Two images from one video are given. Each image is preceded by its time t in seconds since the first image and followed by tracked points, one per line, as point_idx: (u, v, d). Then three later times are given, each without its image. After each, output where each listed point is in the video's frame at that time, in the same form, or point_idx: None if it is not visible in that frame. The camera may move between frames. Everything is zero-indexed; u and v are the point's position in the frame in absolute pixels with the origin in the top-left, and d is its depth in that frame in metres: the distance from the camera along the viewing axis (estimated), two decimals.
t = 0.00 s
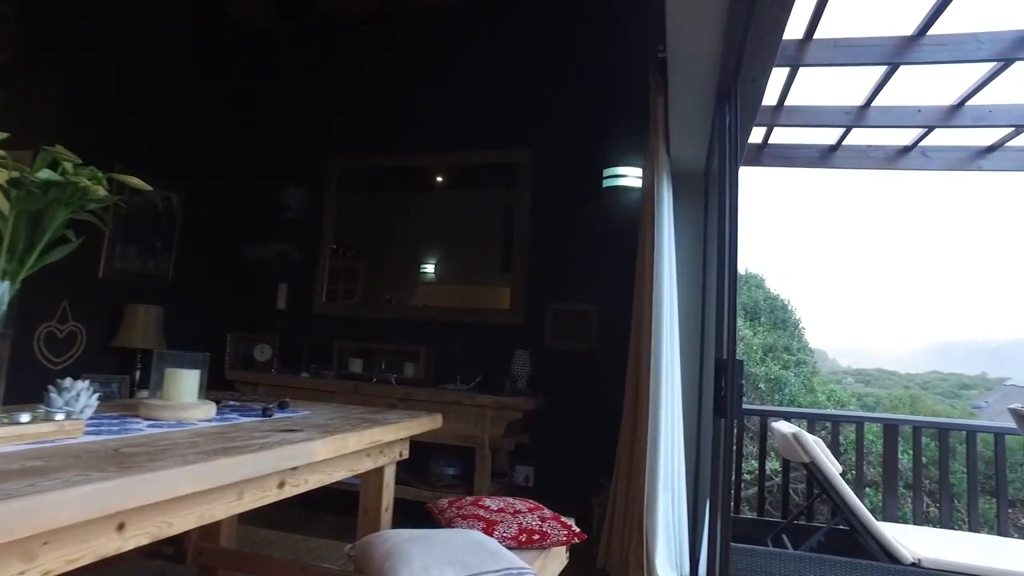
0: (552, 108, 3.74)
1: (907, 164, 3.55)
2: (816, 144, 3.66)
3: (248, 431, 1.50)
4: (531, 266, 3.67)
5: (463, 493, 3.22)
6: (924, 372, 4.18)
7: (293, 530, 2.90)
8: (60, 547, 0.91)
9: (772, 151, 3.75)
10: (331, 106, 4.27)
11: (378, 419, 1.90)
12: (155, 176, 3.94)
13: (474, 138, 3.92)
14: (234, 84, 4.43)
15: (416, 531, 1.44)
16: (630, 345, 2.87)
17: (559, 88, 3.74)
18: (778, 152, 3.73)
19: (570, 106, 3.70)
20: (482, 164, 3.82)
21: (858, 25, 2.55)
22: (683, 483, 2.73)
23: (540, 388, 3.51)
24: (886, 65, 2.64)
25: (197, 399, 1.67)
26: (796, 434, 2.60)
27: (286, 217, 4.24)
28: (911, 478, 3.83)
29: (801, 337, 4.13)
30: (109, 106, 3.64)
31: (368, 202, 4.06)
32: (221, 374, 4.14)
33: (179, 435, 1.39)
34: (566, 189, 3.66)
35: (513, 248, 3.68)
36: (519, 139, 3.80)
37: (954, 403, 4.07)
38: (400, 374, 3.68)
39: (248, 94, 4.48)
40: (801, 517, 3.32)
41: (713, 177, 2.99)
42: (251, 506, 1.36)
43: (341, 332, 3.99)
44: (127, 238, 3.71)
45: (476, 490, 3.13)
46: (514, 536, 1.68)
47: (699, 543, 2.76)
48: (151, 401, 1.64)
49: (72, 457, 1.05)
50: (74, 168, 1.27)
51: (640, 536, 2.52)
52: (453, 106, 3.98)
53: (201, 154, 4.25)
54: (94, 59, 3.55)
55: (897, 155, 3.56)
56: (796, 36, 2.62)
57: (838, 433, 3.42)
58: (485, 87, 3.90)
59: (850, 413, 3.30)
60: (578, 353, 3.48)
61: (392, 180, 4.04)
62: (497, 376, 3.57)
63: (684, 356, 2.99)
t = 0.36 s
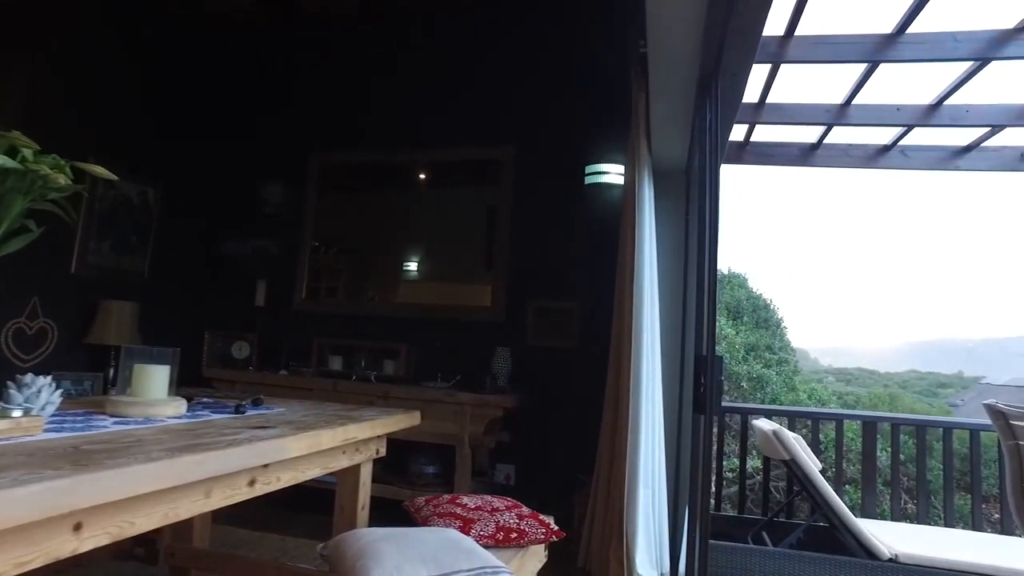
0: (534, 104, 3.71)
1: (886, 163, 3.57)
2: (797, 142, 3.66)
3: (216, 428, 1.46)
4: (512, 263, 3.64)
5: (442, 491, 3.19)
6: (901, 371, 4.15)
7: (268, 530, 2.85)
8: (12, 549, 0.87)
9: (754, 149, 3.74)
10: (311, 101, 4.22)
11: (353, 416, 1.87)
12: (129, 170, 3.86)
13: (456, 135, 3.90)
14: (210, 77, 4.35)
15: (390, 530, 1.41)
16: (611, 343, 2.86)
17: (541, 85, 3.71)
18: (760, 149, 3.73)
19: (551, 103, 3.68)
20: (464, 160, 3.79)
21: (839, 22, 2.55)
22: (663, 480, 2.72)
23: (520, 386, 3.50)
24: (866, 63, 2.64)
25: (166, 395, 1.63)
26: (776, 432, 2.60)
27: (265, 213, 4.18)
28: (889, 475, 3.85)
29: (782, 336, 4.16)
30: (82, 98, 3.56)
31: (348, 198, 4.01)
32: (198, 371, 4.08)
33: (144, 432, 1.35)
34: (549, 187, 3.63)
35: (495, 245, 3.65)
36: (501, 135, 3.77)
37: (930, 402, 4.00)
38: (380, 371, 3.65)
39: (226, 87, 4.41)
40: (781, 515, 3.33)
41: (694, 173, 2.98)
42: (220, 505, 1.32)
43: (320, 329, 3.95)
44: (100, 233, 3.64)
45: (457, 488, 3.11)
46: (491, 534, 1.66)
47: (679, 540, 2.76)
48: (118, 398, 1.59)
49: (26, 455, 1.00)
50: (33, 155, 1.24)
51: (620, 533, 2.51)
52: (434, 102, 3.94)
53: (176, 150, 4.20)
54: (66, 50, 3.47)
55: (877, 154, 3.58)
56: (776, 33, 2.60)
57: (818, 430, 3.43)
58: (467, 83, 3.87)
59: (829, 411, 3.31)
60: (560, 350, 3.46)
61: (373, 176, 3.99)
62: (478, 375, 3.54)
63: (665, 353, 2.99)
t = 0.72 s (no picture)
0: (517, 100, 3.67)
1: (866, 163, 3.58)
2: (779, 141, 3.66)
3: (183, 427, 1.40)
4: (494, 261, 3.61)
5: (421, 492, 3.15)
6: (881, 369, 4.22)
7: (241, 531, 2.79)
8: None
9: (737, 147, 3.74)
10: (290, 95, 4.14)
11: (329, 414, 1.82)
12: (100, 163, 3.77)
13: (437, 131, 3.85)
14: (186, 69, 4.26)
15: (363, 531, 1.38)
16: (593, 341, 2.83)
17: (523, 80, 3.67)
18: (742, 148, 3.72)
19: (533, 99, 3.65)
20: (445, 156, 3.74)
21: (821, 18, 2.54)
22: (643, 479, 2.69)
23: (501, 384, 3.47)
24: (847, 61, 2.63)
25: (131, 393, 1.57)
26: (757, 430, 2.59)
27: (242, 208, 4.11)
28: (868, 473, 3.87)
29: (763, 336, 4.19)
30: (51, 89, 3.46)
31: (327, 193, 3.95)
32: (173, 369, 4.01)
33: (105, 431, 1.29)
34: (531, 184, 3.60)
35: (477, 242, 3.61)
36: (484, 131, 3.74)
37: (906, 401, 4.11)
38: (358, 370, 3.61)
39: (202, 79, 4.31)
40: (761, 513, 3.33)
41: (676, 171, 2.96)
42: (185, 508, 1.27)
43: (299, 327, 3.89)
44: (70, 227, 3.55)
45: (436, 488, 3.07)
46: (468, 535, 1.62)
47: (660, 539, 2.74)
48: (80, 396, 1.53)
49: None
50: None
51: (600, 534, 2.48)
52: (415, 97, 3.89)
53: (149, 143, 4.11)
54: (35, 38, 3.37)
55: (858, 153, 3.58)
56: (759, 29, 2.59)
57: (798, 429, 3.43)
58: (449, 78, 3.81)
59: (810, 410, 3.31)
60: (541, 349, 3.43)
61: (352, 171, 3.93)
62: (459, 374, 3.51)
63: (645, 352, 2.97)
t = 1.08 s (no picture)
0: (496, 95, 3.62)
1: (843, 163, 3.59)
2: (758, 140, 3.66)
3: (143, 429, 1.35)
4: (471, 259, 3.57)
5: (396, 493, 3.11)
6: (853, 368, 4.18)
7: (210, 534, 2.73)
8: None
9: (715, 146, 3.73)
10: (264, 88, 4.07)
11: (298, 415, 1.77)
12: (66, 157, 3.66)
13: (415, 127, 3.80)
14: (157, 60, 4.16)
15: (330, 536, 1.33)
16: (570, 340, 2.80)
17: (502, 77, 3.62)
18: (721, 147, 3.71)
19: (512, 94, 3.60)
20: (422, 153, 3.69)
21: (800, 14, 2.54)
22: (620, 479, 2.67)
23: (477, 383, 3.43)
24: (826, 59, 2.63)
25: (89, 393, 1.51)
26: (735, 430, 2.56)
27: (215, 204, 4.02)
28: (843, 471, 3.90)
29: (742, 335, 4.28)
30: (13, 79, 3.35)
31: (303, 189, 3.88)
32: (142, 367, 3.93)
33: (58, 433, 1.23)
34: (509, 181, 3.57)
35: (454, 240, 3.57)
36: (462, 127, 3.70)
37: (880, 400, 4.04)
38: (333, 369, 3.57)
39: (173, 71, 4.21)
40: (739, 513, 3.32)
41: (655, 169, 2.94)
42: (142, 513, 1.22)
43: (272, 325, 3.82)
44: (33, 222, 3.45)
45: (411, 489, 3.02)
46: (441, 539, 1.58)
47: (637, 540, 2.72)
48: (34, 397, 1.46)
49: None
50: None
51: (576, 536, 2.45)
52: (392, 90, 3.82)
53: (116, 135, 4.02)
54: None
55: (835, 154, 3.59)
56: (741, 25, 2.60)
57: (775, 428, 3.43)
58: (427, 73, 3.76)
59: (787, 409, 3.31)
60: (519, 348, 3.39)
61: (328, 167, 3.86)
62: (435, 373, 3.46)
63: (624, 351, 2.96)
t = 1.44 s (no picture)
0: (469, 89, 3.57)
1: (813, 163, 3.62)
2: (729, 139, 3.67)
3: (93, 429, 1.28)
4: (443, 256, 3.52)
5: (364, 493, 3.05)
6: (819, 368, 4.23)
7: (171, 537, 2.65)
8: None
9: (688, 145, 3.73)
10: (231, 79, 3.96)
11: (261, 414, 1.71)
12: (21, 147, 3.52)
13: (385, 121, 3.73)
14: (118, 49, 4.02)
15: (294, 540, 1.28)
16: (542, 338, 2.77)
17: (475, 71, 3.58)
18: (693, 146, 3.72)
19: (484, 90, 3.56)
20: (393, 147, 3.63)
21: (773, 12, 2.55)
22: (593, 479, 2.65)
23: (448, 381, 3.38)
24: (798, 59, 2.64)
25: (36, 393, 1.44)
26: (707, 428, 2.55)
27: (178, 197, 3.91)
28: (809, 468, 3.94)
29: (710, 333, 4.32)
30: None
31: (271, 184, 3.79)
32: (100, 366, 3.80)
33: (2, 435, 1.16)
34: (481, 177, 3.52)
35: (426, 236, 3.51)
36: (434, 122, 3.65)
37: (844, 397, 4.14)
38: (300, 367, 3.50)
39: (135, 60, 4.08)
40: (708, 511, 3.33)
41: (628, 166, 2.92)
42: (92, 519, 1.15)
43: (238, 323, 3.73)
44: None
45: (380, 489, 2.97)
46: (410, 541, 1.54)
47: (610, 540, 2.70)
48: None
49: None
50: None
51: (548, 537, 2.42)
52: (363, 83, 3.75)
53: (74, 125, 3.88)
54: None
55: (805, 154, 3.62)
56: (713, 22, 2.60)
57: (745, 426, 3.45)
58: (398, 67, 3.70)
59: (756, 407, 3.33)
60: (490, 346, 3.36)
61: (297, 161, 3.79)
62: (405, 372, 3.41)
63: (596, 349, 2.94)
